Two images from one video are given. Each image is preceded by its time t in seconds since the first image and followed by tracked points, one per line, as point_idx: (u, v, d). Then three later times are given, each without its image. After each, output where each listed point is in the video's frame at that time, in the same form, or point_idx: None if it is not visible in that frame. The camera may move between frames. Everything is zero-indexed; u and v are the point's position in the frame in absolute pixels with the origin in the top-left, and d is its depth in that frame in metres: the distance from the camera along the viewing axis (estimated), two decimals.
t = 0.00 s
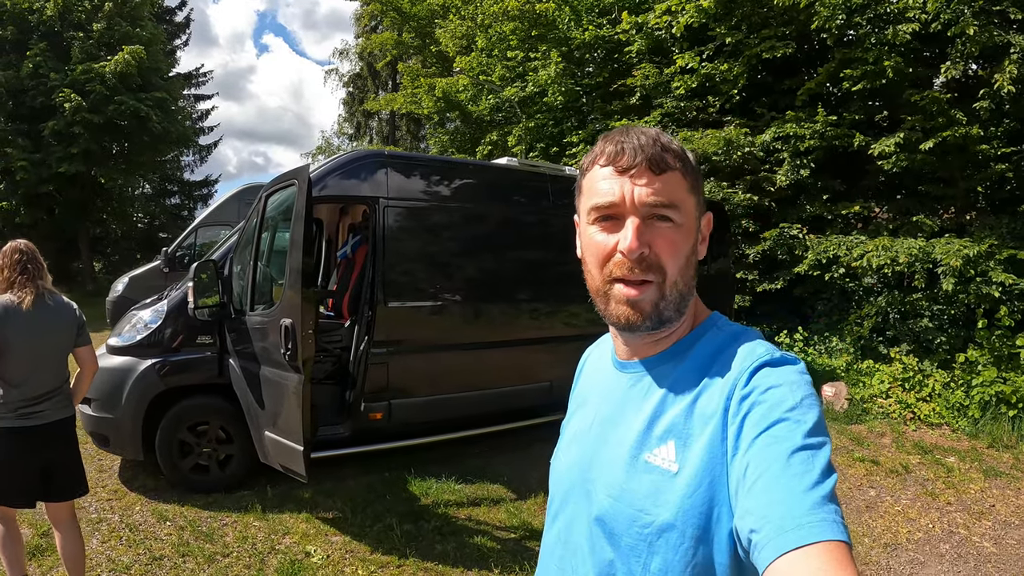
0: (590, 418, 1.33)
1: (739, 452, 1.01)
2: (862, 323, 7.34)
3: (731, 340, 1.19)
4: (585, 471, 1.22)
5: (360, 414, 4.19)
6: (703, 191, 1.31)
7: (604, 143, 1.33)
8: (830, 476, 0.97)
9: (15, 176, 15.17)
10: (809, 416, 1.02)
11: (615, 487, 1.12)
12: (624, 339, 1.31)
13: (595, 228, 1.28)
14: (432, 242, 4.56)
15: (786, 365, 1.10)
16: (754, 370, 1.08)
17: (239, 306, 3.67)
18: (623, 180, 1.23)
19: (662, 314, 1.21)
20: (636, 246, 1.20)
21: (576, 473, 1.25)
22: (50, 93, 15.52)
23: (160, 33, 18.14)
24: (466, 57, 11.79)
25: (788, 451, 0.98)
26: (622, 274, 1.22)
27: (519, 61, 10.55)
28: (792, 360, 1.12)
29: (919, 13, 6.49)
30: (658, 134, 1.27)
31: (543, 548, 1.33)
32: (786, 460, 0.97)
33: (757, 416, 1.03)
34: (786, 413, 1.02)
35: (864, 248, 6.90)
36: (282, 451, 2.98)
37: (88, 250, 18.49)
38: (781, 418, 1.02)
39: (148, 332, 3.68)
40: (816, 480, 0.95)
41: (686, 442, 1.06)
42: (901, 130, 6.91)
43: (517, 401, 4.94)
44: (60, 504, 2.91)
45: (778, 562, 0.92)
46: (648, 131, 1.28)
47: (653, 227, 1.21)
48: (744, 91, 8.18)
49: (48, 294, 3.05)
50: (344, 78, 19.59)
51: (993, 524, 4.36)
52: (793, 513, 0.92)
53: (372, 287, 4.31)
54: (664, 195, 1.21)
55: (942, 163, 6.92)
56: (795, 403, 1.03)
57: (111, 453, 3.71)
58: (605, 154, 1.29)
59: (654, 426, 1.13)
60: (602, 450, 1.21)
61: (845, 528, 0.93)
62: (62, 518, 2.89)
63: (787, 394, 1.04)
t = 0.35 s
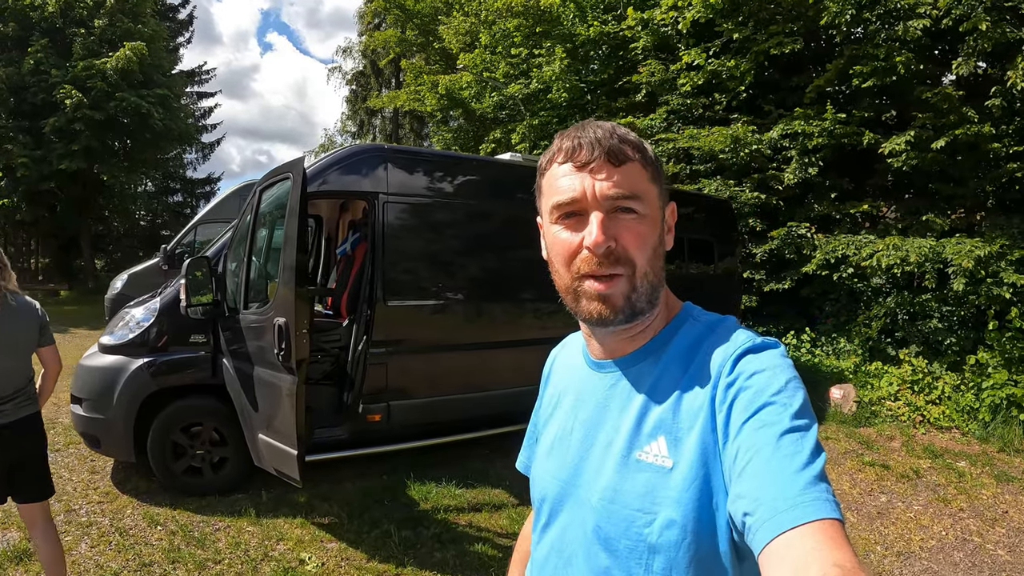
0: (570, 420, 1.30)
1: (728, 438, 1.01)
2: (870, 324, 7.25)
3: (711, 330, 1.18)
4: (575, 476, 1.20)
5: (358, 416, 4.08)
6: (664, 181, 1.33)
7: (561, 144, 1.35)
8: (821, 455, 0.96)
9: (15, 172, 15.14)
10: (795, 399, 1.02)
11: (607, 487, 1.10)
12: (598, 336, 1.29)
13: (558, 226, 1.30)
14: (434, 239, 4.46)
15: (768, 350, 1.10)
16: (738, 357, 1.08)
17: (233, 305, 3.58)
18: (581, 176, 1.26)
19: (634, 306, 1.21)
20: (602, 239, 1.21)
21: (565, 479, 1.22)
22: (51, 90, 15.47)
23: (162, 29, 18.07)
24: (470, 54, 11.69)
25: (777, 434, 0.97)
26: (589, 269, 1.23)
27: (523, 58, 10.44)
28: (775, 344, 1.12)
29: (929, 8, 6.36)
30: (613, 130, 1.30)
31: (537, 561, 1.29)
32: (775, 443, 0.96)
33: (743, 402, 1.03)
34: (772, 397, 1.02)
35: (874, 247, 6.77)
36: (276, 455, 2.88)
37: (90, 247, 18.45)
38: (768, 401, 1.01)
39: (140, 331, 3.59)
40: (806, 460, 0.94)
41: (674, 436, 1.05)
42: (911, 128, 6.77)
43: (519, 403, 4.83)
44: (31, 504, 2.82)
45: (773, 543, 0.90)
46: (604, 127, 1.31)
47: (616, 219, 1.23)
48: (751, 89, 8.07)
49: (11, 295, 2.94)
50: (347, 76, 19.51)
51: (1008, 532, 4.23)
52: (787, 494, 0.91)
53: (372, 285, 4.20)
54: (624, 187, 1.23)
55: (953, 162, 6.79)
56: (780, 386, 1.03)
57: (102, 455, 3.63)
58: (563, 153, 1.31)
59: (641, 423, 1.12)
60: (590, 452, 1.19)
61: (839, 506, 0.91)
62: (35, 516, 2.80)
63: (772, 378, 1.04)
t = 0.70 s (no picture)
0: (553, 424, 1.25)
1: (723, 428, 1.01)
2: (874, 324, 7.19)
3: (698, 322, 1.18)
4: (569, 482, 1.15)
5: (351, 419, 4.00)
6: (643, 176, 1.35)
7: (542, 137, 1.36)
8: (813, 437, 0.97)
9: (14, 170, 15.10)
10: (784, 384, 1.03)
11: (607, 490, 1.07)
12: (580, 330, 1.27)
13: (540, 216, 1.29)
14: (434, 238, 4.38)
15: (755, 338, 1.10)
16: (727, 347, 1.08)
17: (223, 305, 3.50)
18: (563, 163, 1.27)
19: (616, 294, 1.20)
20: (584, 224, 1.21)
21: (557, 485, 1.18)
22: (50, 88, 15.41)
23: (162, 27, 17.99)
24: (471, 52, 11.60)
25: (769, 419, 0.98)
26: (570, 255, 1.22)
27: (524, 55, 10.35)
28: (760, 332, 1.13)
29: (935, 4, 6.26)
30: (594, 123, 1.32)
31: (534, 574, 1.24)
32: (770, 428, 0.96)
33: (735, 390, 1.02)
34: (762, 383, 1.02)
35: (878, 247, 6.68)
36: (266, 459, 2.81)
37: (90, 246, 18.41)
38: (759, 388, 1.02)
39: (129, 331, 3.52)
40: (800, 443, 0.94)
41: (670, 431, 1.04)
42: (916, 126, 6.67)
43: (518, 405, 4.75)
44: None
45: (771, 527, 0.90)
46: (584, 121, 1.33)
47: (598, 205, 1.23)
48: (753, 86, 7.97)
49: None
50: (347, 75, 19.45)
51: (1017, 539, 4.14)
52: (782, 477, 0.91)
53: (365, 284, 4.11)
54: (605, 174, 1.24)
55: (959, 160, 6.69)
56: (770, 372, 1.03)
57: (92, 457, 3.56)
58: (545, 144, 1.32)
59: (636, 420, 1.09)
60: (582, 455, 1.15)
61: (834, 487, 0.92)
62: None
63: (761, 365, 1.04)
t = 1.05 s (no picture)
0: (558, 425, 1.25)
1: (734, 435, 1.00)
2: (872, 325, 7.17)
3: (710, 327, 1.17)
4: (573, 484, 1.15)
5: (343, 420, 3.98)
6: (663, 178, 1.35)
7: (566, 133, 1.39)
8: (825, 448, 0.95)
9: (13, 171, 15.11)
10: (800, 392, 1.01)
11: (613, 492, 1.06)
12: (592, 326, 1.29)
13: (557, 206, 1.31)
14: (432, 239, 4.36)
15: (770, 344, 1.09)
16: (741, 352, 1.07)
17: (212, 306, 3.48)
18: (582, 155, 1.29)
19: (626, 287, 1.21)
20: (596, 213, 1.22)
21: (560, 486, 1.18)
22: (48, 89, 15.41)
23: (160, 28, 17.97)
24: (469, 52, 11.59)
25: (782, 428, 0.96)
26: (582, 244, 1.24)
27: (521, 56, 10.33)
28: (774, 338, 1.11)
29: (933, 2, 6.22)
30: (618, 122, 1.34)
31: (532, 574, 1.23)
32: (781, 438, 0.95)
33: (748, 397, 1.01)
34: (776, 391, 1.01)
35: (877, 247, 6.64)
36: (254, 461, 2.79)
37: (88, 247, 18.40)
38: (772, 396, 1.00)
39: (119, 333, 3.49)
40: (813, 453, 0.93)
41: (680, 434, 1.03)
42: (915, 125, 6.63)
43: (514, 405, 4.72)
44: None
45: (780, 537, 0.90)
46: (609, 120, 1.35)
47: (613, 197, 1.24)
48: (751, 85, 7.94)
49: None
50: (347, 75, 19.47)
51: (1015, 542, 4.11)
52: (791, 487, 0.90)
53: (357, 282, 4.09)
54: (624, 167, 1.25)
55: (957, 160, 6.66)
56: (783, 380, 1.02)
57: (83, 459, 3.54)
58: (569, 137, 1.34)
59: (643, 423, 1.08)
60: (587, 457, 1.15)
61: (845, 499, 0.91)
62: None
63: (776, 373, 1.03)
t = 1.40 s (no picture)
0: (592, 413, 1.27)
1: (780, 434, 1.04)
2: (869, 323, 7.00)
3: (758, 326, 1.20)
4: (608, 473, 1.17)
5: (329, 418, 3.98)
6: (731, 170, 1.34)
7: (640, 109, 1.36)
8: (866, 456, 1.00)
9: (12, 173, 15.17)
10: (847, 398, 1.05)
11: (655, 483, 1.08)
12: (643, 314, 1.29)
13: (625, 186, 1.30)
14: (428, 237, 4.36)
15: (820, 349, 1.13)
16: (792, 354, 1.10)
17: (196, 303, 3.47)
18: (659, 138, 1.27)
19: (686, 281, 1.21)
20: (668, 203, 1.22)
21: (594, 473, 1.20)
22: (47, 91, 15.46)
23: (159, 30, 18.02)
24: (466, 52, 11.60)
25: (826, 432, 1.00)
26: (648, 232, 1.23)
27: (518, 55, 10.32)
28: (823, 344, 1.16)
29: None
30: (696, 106, 1.32)
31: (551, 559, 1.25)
32: (826, 441, 0.99)
33: (796, 398, 1.05)
34: (826, 395, 1.05)
35: (873, 244, 6.61)
36: (235, 457, 2.78)
37: (88, 248, 18.44)
38: (821, 398, 1.04)
39: (105, 330, 3.48)
40: (855, 460, 0.97)
41: (728, 429, 1.06)
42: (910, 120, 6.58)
43: (505, 403, 4.71)
44: None
45: (814, 538, 0.94)
46: (687, 102, 1.32)
47: (685, 188, 1.24)
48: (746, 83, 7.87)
49: None
50: (346, 77, 19.53)
51: (1010, 543, 4.08)
52: (833, 490, 0.94)
53: (341, 280, 4.06)
54: (701, 157, 1.24)
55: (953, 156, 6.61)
56: (832, 385, 1.06)
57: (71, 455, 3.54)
58: (644, 116, 1.32)
59: (689, 417, 1.11)
60: (625, 448, 1.17)
61: (879, 507, 0.95)
62: None
63: (824, 377, 1.07)
